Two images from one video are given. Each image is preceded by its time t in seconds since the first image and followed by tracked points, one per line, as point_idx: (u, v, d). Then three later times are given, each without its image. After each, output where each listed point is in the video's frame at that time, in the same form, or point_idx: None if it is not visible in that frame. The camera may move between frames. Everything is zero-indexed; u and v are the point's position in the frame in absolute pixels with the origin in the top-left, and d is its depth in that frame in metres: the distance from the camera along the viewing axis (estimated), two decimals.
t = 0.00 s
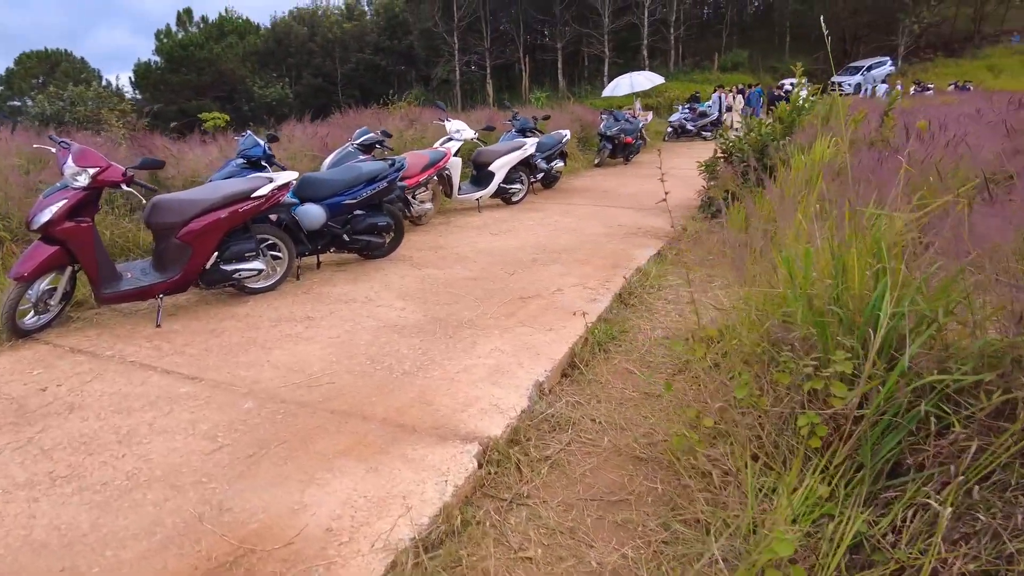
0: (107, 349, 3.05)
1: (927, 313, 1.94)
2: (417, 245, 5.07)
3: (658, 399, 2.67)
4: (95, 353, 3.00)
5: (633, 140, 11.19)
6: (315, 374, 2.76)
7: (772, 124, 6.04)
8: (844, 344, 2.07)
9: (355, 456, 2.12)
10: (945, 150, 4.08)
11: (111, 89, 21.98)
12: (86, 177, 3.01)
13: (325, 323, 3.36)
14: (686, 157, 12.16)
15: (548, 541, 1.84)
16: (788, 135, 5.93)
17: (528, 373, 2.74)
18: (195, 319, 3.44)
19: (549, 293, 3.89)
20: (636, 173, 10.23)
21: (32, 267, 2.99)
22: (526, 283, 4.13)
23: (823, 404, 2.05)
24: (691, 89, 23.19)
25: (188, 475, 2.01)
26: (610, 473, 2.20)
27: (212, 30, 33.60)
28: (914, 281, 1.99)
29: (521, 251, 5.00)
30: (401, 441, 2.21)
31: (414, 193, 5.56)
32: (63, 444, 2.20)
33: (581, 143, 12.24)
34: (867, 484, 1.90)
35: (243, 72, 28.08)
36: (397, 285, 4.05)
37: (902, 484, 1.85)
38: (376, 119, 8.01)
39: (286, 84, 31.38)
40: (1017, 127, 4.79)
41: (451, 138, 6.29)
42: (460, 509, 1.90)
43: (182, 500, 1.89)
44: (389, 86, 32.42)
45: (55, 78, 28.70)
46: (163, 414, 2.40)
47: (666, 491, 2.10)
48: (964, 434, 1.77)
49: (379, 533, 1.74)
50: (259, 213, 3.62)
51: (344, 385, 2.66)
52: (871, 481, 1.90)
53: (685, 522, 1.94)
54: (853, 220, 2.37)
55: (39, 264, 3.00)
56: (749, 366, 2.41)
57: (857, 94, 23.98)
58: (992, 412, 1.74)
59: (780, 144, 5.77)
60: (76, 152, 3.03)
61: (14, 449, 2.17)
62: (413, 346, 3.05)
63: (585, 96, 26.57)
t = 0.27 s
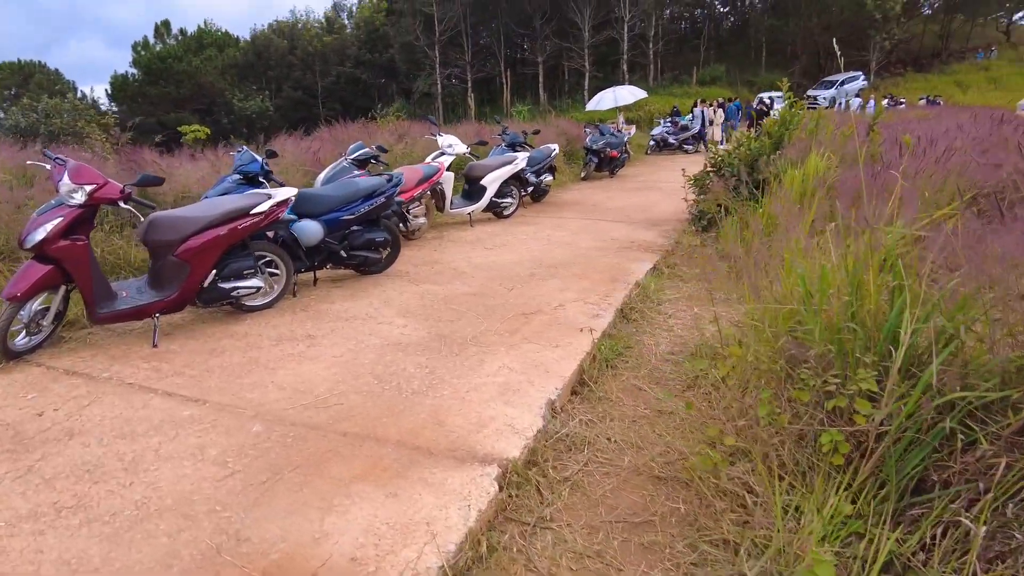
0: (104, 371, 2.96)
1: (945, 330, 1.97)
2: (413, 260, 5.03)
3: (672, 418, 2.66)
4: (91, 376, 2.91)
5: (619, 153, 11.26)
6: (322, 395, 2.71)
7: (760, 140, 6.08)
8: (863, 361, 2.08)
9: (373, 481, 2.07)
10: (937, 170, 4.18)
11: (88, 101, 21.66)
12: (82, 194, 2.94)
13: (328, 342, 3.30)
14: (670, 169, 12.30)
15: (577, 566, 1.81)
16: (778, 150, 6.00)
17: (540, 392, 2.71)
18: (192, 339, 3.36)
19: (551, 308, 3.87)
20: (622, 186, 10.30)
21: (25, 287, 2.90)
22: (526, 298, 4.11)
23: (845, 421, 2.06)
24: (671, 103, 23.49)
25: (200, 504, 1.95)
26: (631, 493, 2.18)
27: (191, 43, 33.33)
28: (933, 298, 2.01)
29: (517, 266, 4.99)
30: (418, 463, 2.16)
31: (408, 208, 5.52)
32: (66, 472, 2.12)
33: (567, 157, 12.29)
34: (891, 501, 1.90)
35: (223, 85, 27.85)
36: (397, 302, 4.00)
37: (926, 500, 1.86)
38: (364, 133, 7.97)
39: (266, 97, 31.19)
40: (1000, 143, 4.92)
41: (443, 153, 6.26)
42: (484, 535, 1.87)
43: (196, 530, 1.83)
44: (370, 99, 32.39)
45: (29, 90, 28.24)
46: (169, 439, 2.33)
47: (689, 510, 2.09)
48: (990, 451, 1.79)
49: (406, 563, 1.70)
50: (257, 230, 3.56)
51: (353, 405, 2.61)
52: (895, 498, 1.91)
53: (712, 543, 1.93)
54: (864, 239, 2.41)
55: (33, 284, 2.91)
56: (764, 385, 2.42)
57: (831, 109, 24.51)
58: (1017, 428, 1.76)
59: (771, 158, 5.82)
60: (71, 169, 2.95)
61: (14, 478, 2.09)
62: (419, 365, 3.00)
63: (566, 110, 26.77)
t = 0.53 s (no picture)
0: (107, 385, 2.90)
1: (965, 339, 1.99)
2: (412, 270, 5.01)
3: (686, 428, 2.67)
4: (93, 390, 2.84)
5: (609, 163, 11.31)
6: (333, 407, 2.67)
7: (753, 150, 6.15)
8: (882, 370, 2.10)
9: (393, 495, 2.04)
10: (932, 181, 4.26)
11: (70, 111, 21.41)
12: (85, 206, 2.89)
13: (334, 354, 3.27)
14: (659, 179, 12.40)
15: None
16: (771, 160, 6.07)
17: (554, 403, 2.69)
18: (195, 351, 3.31)
19: (556, 318, 3.87)
20: (613, 196, 10.36)
21: (26, 299, 2.84)
22: (530, 308, 4.10)
23: (865, 429, 2.07)
24: (657, 114, 23.70)
25: (219, 521, 1.91)
26: (653, 504, 2.17)
27: (175, 52, 33.12)
28: (948, 307, 2.04)
29: (517, 276, 4.98)
30: (437, 476, 2.14)
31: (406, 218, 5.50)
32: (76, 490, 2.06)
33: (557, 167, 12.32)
34: (915, 509, 1.92)
35: (208, 95, 27.72)
36: (400, 313, 3.97)
37: (950, 508, 1.88)
38: (358, 143, 7.94)
39: (252, 107, 31.05)
40: (989, 155, 5.04)
41: (439, 163, 6.25)
42: (511, 550, 1.85)
43: (217, 548, 1.79)
44: (356, 109, 32.39)
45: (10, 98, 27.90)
46: (181, 455, 2.28)
47: (712, 521, 2.10)
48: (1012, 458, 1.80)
49: None
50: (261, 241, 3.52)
51: (365, 418, 2.58)
52: (918, 506, 1.93)
53: (738, 555, 1.94)
54: (874, 249, 2.45)
55: (33, 297, 2.85)
56: (780, 393, 2.43)
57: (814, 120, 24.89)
58: None
59: (765, 169, 5.89)
60: (74, 179, 2.91)
61: (23, 496, 2.03)
62: (429, 377, 2.98)
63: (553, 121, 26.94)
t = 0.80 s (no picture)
0: (118, 403, 2.86)
1: (985, 350, 2.02)
2: (415, 284, 5.00)
3: (705, 442, 2.69)
4: (105, 408, 2.81)
5: (600, 177, 11.39)
6: (351, 424, 2.66)
7: (748, 164, 6.25)
8: (902, 380, 2.13)
9: (424, 512, 2.03)
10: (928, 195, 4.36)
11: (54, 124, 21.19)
12: (97, 222, 2.86)
13: (346, 369, 3.25)
14: (648, 192, 12.54)
15: None
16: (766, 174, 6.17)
17: (573, 418, 2.69)
18: (205, 368, 3.28)
19: (564, 332, 3.88)
20: (606, 208, 10.45)
21: (36, 316, 2.80)
22: (537, 322, 4.12)
23: (888, 439, 2.10)
24: (643, 127, 23.98)
25: (250, 543, 1.89)
26: (680, 518, 2.18)
27: (160, 65, 32.92)
28: (967, 318, 2.09)
29: (520, 289, 4.99)
30: (466, 494, 2.13)
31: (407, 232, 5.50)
32: (99, 513, 2.03)
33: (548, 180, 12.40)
34: (942, 518, 1.94)
35: (194, 108, 27.57)
36: (408, 327, 3.97)
37: (975, 517, 1.91)
38: (353, 157, 7.94)
39: (237, 120, 30.92)
40: (979, 168, 5.16)
41: (438, 177, 6.26)
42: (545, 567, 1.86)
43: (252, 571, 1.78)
44: (343, 122, 32.44)
45: None
46: (203, 474, 2.26)
47: (740, 533, 2.12)
48: None
49: None
50: (270, 257, 3.50)
51: (386, 435, 2.57)
52: (945, 515, 1.95)
53: (769, 565, 1.97)
54: (888, 263, 2.50)
55: (43, 314, 2.80)
56: (798, 404, 2.46)
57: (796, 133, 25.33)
58: None
59: (760, 182, 5.99)
60: (86, 196, 2.88)
61: (45, 519, 2.00)
62: (445, 392, 2.98)
63: (540, 134, 27.15)
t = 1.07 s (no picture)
0: (127, 423, 2.84)
1: (998, 364, 2.07)
2: (416, 299, 5.01)
3: (718, 457, 2.72)
4: (114, 428, 2.78)
5: (592, 190, 11.47)
6: (366, 442, 2.65)
7: (742, 178, 6.34)
8: (915, 394, 2.18)
9: (446, 531, 2.03)
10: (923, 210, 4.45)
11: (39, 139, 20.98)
12: (107, 240, 2.84)
13: (355, 386, 3.24)
14: (639, 205, 12.65)
15: None
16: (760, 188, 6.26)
17: (588, 434, 2.71)
18: (213, 386, 3.26)
19: (569, 346, 3.90)
20: (598, 221, 10.53)
21: (44, 337, 2.77)
22: (541, 336, 4.13)
23: (902, 452, 2.14)
24: (631, 141, 24.22)
25: (275, 565, 1.88)
26: (701, 532, 2.20)
27: (146, 79, 32.75)
28: (978, 333, 2.13)
29: (522, 304, 5.01)
30: (487, 511, 2.14)
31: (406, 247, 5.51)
32: (118, 536, 2.01)
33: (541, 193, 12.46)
34: (960, 530, 1.97)
35: (181, 121, 27.43)
36: (413, 342, 3.97)
37: (993, 529, 1.94)
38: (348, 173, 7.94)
39: (225, 134, 30.81)
40: (969, 181, 5.27)
41: (436, 192, 6.28)
42: None
43: None
44: (331, 135, 32.48)
45: None
46: (221, 495, 2.24)
47: (761, 548, 2.14)
48: None
49: None
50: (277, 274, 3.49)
51: (401, 452, 2.56)
52: (963, 527, 1.98)
53: None
54: (896, 279, 2.55)
55: (52, 334, 2.78)
56: (811, 418, 2.50)
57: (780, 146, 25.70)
58: None
59: (755, 196, 6.08)
60: (95, 215, 2.86)
61: (63, 544, 1.97)
62: (456, 408, 2.97)
63: (529, 148, 27.34)
